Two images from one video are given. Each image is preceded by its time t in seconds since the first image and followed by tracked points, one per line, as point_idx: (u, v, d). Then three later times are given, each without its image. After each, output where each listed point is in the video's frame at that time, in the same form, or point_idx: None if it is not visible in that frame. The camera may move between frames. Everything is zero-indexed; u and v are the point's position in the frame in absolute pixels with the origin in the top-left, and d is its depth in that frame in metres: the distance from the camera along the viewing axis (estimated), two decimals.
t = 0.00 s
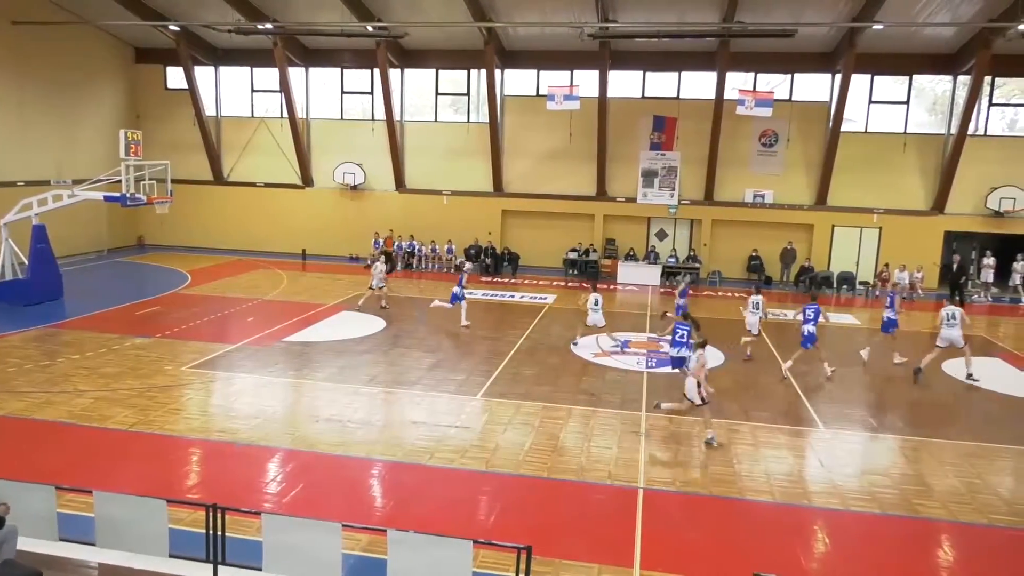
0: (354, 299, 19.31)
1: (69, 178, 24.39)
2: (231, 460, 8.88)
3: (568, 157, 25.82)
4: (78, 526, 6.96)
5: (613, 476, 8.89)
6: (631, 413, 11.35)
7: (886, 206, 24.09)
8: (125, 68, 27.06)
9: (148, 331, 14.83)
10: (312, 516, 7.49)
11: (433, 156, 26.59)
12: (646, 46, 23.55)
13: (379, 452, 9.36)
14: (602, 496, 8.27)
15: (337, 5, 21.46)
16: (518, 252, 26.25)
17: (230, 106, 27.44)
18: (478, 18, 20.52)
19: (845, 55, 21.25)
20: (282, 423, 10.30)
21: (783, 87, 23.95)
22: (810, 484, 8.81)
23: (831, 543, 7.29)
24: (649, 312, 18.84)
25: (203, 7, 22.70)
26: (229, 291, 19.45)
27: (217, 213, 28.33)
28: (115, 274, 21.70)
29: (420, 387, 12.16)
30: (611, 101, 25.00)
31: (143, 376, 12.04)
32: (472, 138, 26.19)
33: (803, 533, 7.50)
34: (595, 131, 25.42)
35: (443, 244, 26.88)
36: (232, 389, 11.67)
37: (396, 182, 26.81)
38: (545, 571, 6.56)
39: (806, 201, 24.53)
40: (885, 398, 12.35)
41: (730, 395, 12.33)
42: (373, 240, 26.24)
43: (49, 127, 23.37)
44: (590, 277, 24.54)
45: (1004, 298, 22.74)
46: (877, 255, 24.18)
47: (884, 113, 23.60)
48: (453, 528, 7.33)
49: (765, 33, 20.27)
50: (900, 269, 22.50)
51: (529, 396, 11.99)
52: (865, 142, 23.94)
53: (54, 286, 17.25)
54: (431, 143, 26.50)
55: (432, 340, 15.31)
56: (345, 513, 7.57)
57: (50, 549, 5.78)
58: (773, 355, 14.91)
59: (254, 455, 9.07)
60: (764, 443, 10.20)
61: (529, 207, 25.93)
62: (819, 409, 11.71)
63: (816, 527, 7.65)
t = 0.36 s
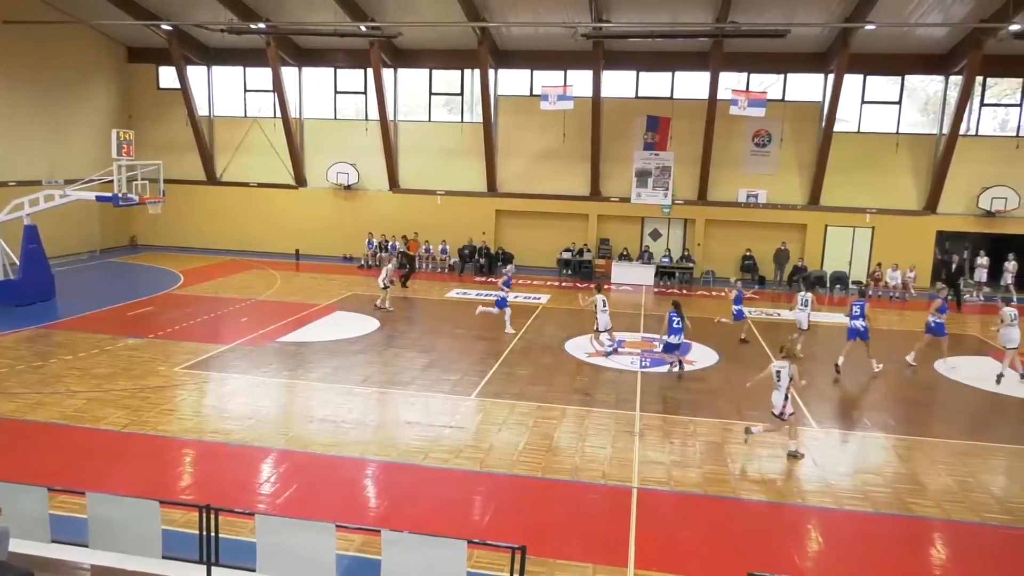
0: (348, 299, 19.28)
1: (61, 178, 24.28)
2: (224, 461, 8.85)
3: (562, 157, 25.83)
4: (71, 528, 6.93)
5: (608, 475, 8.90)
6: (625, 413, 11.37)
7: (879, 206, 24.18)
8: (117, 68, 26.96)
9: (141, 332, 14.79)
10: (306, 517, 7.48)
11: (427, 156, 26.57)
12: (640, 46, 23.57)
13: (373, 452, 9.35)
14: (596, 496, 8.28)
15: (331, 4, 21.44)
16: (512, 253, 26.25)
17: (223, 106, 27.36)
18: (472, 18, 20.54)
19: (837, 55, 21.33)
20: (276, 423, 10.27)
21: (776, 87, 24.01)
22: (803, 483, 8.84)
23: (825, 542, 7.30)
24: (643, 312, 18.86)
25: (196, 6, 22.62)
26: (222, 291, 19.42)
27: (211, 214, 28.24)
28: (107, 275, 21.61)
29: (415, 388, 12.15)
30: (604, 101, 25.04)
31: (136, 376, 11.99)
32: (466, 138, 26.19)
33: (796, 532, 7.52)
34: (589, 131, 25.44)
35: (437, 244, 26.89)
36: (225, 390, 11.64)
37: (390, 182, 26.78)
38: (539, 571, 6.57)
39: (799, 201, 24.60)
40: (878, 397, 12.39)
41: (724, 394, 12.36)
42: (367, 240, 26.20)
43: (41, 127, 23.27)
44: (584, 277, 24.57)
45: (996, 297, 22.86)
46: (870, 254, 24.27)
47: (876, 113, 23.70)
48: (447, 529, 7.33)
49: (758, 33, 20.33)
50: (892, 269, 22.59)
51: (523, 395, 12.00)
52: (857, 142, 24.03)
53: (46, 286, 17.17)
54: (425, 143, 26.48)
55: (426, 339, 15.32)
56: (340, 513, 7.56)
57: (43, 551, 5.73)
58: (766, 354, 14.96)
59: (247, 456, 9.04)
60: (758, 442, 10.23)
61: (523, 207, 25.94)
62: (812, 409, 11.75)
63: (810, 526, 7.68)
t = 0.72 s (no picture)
0: (342, 299, 19.24)
1: (54, 178, 24.17)
2: (218, 461, 8.83)
3: (556, 157, 25.84)
4: (63, 530, 6.90)
5: (602, 475, 8.91)
6: (620, 412, 11.40)
7: (872, 205, 24.26)
8: (110, 67, 26.85)
9: (135, 332, 14.74)
10: (301, 517, 7.47)
11: (421, 156, 26.54)
12: (634, 46, 23.60)
13: (367, 452, 9.34)
14: (591, 495, 8.29)
15: (324, 3, 21.39)
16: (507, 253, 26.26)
17: (217, 105, 27.28)
18: (465, 18, 20.53)
19: (830, 55, 21.39)
20: (270, 424, 10.25)
21: (770, 87, 24.06)
22: (797, 482, 8.87)
23: (819, 541, 7.31)
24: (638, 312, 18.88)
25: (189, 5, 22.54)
26: (216, 291, 19.36)
27: (204, 214, 28.14)
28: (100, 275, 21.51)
29: (410, 388, 12.14)
30: (599, 101, 25.07)
31: (130, 377, 11.95)
32: (460, 138, 26.17)
33: (790, 531, 7.54)
34: (583, 131, 25.45)
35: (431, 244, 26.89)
36: (219, 391, 11.60)
37: (384, 182, 26.75)
38: (534, 571, 6.57)
39: (793, 201, 24.67)
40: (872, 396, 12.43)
41: (718, 394, 12.39)
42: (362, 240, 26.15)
43: (33, 126, 23.15)
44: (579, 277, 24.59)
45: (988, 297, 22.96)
46: (864, 254, 24.36)
47: (870, 113, 23.78)
48: (442, 529, 7.33)
49: (751, 32, 20.37)
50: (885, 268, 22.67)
51: (517, 395, 12.00)
52: (851, 142, 24.10)
53: (38, 286, 17.09)
54: (418, 143, 26.46)
55: (420, 339, 15.31)
56: (334, 514, 7.55)
57: (34, 553, 5.69)
58: (760, 353, 14.99)
59: (241, 456, 9.02)
60: (752, 441, 10.25)
61: (518, 207, 25.95)
62: (806, 408, 11.78)
63: (804, 525, 7.69)
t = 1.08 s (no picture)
0: (336, 300, 19.20)
1: (46, 178, 24.06)
2: (212, 462, 8.81)
3: (551, 157, 25.85)
4: (56, 531, 6.87)
5: (597, 474, 8.92)
6: (615, 411, 11.41)
7: (865, 205, 24.35)
8: (102, 67, 26.73)
9: (128, 333, 14.69)
10: (296, 518, 7.46)
11: (415, 156, 26.51)
12: (629, 46, 23.62)
13: (362, 453, 9.33)
14: (586, 495, 8.30)
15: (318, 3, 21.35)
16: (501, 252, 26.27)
17: (210, 105, 27.20)
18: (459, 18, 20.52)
19: (824, 55, 21.46)
20: (265, 424, 10.23)
21: (764, 87, 24.12)
22: (792, 480, 8.90)
23: (813, 539, 7.34)
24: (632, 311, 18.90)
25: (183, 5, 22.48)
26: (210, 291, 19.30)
27: (199, 214, 28.06)
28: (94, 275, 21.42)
29: (405, 388, 12.13)
30: (593, 101, 25.09)
31: (123, 378, 11.90)
32: (455, 137, 26.16)
33: (785, 529, 7.56)
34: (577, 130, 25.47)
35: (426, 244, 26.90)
36: (213, 391, 11.57)
37: (378, 182, 26.72)
38: (530, 571, 6.58)
39: (787, 201, 24.75)
40: (866, 395, 12.48)
41: (713, 393, 12.42)
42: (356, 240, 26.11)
43: (25, 126, 23.04)
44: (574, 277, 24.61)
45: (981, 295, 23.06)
46: (857, 253, 24.45)
47: (863, 113, 23.86)
48: (437, 529, 7.32)
49: (745, 32, 20.44)
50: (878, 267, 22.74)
51: (512, 395, 12.00)
52: (844, 142, 24.19)
53: (31, 287, 17.00)
54: (412, 143, 26.43)
55: (415, 339, 15.31)
56: (329, 515, 7.53)
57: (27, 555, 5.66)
58: (754, 352, 15.04)
59: (235, 457, 8.99)
60: (747, 440, 10.28)
61: (512, 207, 25.96)
62: (800, 407, 11.81)
63: (798, 523, 7.72)
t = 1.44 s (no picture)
0: (323, 301, 19.13)
1: (30, 179, 23.80)
2: (199, 465, 8.75)
3: (538, 157, 25.89)
4: (40, 536, 6.80)
5: (585, 473, 8.95)
6: (602, 410, 11.45)
7: (850, 204, 24.55)
8: (86, 66, 26.47)
9: (113, 335, 14.56)
10: (283, 520, 7.43)
11: (402, 156, 26.47)
12: (615, 47, 23.69)
13: (349, 454, 9.31)
14: (574, 494, 8.32)
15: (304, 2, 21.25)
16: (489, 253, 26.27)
17: (196, 105, 27.01)
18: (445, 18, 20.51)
19: (808, 56, 21.62)
20: (251, 426, 10.17)
21: (749, 87, 24.26)
22: (778, 477, 8.96)
23: (799, 536, 7.39)
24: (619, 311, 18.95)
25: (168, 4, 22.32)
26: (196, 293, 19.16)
27: (184, 215, 27.85)
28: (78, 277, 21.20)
29: (393, 388, 12.11)
30: (580, 101, 25.15)
31: (108, 381, 11.80)
32: (441, 138, 26.14)
33: (772, 527, 7.61)
34: (564, 130, 25.53)
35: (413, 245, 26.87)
36: (199, 394, 11.49)
37: (366, 182, 26.64)
38: (518, 570, 6.59)
39: (772, 200, 24.91)
40: (851, 392, 12.58)
41: (700, 391, 12.48)
42: (343, 241, 26.02)
43: (8, 126, 22.80)
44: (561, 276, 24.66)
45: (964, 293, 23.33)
46: (842, 252, 24.65)
47: (847, 113, 24.07)
48: (425, 529, 7.31)
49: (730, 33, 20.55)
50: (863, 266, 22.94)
51: (500, 395, 12.00)
52: (829, 142, 24.38)
53: (13, 290, 16.81)
54: (399, 143, 26.38)
55: (402, 340, 15.28)
56: (317, 516, 7.50)
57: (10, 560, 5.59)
58: (741, 351, 15.12)
59: (222, 460, 8.93)
60: (733, 438, 10.34)
61: (499, 207, 25.96)
62: (786, 405, 11.89)
63: (785, 520, 7.77)
